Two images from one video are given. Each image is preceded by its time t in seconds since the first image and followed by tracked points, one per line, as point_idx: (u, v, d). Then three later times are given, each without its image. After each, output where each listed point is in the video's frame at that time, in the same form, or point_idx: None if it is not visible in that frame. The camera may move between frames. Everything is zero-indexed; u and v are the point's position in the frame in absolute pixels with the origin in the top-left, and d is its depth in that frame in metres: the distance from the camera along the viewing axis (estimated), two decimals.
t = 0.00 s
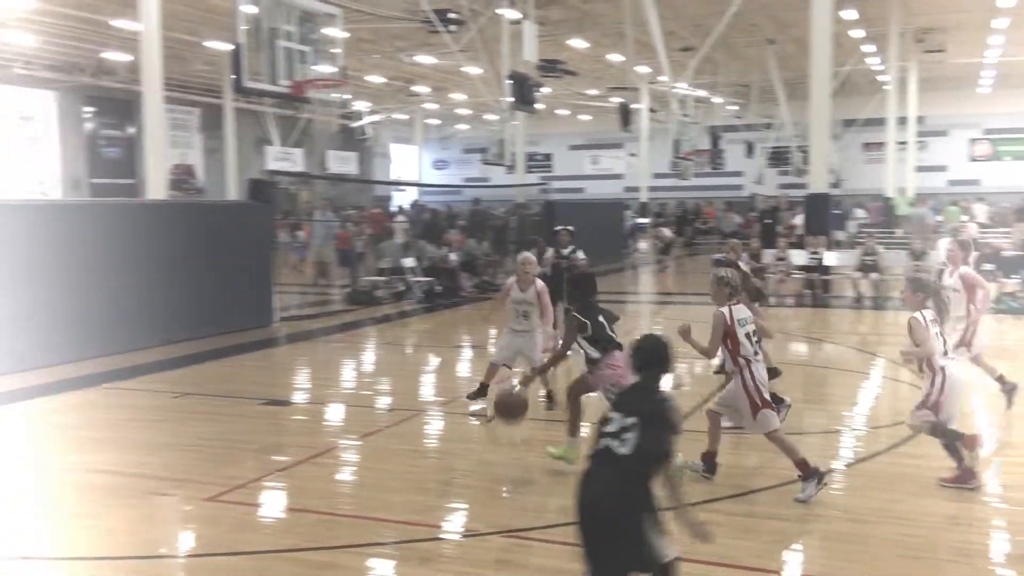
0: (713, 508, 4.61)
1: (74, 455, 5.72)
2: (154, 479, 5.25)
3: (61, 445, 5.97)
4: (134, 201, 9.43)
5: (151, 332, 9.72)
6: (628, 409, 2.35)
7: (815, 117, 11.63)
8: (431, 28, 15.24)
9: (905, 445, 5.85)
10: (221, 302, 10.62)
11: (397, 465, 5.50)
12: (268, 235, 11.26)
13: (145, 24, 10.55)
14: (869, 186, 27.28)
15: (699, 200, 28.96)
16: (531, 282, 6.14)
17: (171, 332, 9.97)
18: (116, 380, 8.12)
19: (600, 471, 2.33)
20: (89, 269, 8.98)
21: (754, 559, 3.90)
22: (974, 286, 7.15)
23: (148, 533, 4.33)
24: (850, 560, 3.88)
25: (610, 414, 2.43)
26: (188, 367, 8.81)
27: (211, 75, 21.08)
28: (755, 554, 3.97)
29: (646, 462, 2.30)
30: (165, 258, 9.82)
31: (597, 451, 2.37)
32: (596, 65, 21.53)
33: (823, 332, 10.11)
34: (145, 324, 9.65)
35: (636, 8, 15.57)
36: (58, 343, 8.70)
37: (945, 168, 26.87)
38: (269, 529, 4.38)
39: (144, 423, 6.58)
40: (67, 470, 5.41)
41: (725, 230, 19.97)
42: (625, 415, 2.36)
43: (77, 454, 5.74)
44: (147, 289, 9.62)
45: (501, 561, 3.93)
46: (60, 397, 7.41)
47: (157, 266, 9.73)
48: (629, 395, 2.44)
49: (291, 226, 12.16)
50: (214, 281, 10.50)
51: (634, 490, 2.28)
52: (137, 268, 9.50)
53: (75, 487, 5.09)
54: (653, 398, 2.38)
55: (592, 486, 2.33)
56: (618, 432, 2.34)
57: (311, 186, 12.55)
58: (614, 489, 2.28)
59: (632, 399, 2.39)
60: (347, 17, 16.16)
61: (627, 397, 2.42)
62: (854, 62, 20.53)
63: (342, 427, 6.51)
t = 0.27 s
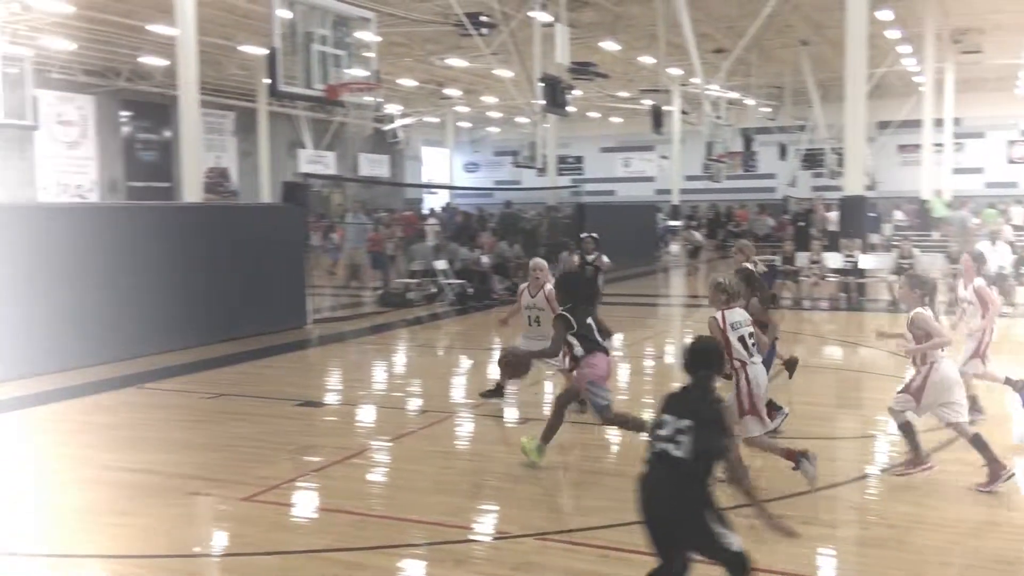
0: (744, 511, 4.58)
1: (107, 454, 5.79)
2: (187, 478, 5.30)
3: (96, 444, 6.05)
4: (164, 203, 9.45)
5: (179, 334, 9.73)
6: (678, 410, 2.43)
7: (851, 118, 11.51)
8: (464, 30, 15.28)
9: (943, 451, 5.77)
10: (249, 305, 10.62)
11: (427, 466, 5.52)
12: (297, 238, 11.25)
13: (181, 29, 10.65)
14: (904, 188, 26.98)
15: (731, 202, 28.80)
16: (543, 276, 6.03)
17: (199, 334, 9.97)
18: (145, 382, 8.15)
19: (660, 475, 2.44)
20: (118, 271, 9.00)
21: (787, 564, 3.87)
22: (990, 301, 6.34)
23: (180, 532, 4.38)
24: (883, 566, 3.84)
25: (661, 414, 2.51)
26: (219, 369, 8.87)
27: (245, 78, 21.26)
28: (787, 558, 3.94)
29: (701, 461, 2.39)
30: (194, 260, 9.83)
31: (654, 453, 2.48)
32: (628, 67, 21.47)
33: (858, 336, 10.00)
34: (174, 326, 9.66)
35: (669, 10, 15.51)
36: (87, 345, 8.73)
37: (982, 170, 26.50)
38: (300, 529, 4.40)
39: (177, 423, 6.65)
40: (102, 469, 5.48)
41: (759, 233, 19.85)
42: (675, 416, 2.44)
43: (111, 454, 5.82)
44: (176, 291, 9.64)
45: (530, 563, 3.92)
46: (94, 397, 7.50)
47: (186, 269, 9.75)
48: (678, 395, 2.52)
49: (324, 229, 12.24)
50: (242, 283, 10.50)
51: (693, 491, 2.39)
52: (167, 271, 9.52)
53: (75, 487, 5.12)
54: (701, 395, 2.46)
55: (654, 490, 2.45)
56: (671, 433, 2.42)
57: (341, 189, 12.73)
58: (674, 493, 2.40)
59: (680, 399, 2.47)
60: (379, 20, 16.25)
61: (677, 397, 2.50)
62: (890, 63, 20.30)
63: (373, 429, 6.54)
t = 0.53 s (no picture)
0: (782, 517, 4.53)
1: (146, 455, 5.87)
2: (223, 478, 5.36)
3: (135, 444, 6.15)
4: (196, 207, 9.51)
5: (209, 338, 9.78)
6: (745, 434, 2.54)
7: (887, 121, 11.41)
8: (497, 35, 15.35)
9: (986, 458, 5.68)
10: (279, 308, 10.65)
11: (463, 469, 5.54)
12: (327, 242, 11.29)
13: (218, 36, 10.76)
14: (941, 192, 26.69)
15: (765, 206, 28.64)
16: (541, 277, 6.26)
17: (229, 338, 10.02)
18: (178, 384, 8.21)
19: (729, 493, 2.58)
20: (142, 275, 8.95)
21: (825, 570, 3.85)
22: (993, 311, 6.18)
23: (218, 531, 4.44)
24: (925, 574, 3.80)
25: (717, 433, 2.60)
26: (253, 371, 8.95)
27: (279, 83, 21.48)
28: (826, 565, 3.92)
29: (771, 477, 2.56)
30: (218, 265, 9.78)
31: (719, 474, 2.59)
32: (661, 70, 21.43)
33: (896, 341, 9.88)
34: (204, 330, 9.71)
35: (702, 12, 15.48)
36: (118, 348, 8.79)
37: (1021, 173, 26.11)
38: (336, 529, 4.44)
39: (214, 425, 6.73)
40: (141, 469, 5.56)
41: (793, 237, 19.73)
42: (741, 440, 2.55)
43: (150, 454, 5.90)
44: (208, 295, 9.69)
45: (568, 566, 3.94)
46: (131, 398, 7.60)
47: (217, 273, 9.79)
48: (731, 411, 2.61)
49: (358, 234, 12.43)
50: (272, 287, 10.54)
51: (769, 507, 2.56)
52: (198, 275, 9.58)
53: (79, 488, 5.16)
54: (760, 414, 2.57)
55: (724, 506, 2.59)
56: (741, 457, 2.54)
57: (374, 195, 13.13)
58: (756, 515, 2.55)
59: (739, 419, 2.57)
60: (413, 25, 16.35)
61: (731, 413, 2.59)
62: (927, 65, 20.09)
63: (407, 431, 6.57)
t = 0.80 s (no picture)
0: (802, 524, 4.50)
1: (167, 457, 5.93)
2: (245, 480, 5.40)
3: (159, 445, 6.20)
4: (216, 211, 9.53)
5: (215, 343, 9.63)
6: (769, 423, 2.56)
7: (911, 123, 11.33)
8: (518, 39, 15.39)
9: (1011, 466, 5.61)
10: (298, 311, 10.67)
11: (482, 472, 5.55)
12: (346, 245, 11.30)
13: (242, 41, 10.81)
14: (967, 196, 26.46)
15: (787, 209, 28.52)
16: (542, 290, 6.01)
17: (250, 340, 10.05)
18: (197, 388, 8.23)
19: (761, 482, 2.59)
20: (149, 278, 8.84)
21: None
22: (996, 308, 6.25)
23: (241, 533, 4.47)
24: None
25: (740, 422, 2.61)
26: (275, 373, 9.00)
27: (302, 88, 21.64)
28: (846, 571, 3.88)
29: (800, 463, 2.57)
30: (226, 269, 9.67)
31: (747, 464, 2.60)
32: (683, 74, 21.40)
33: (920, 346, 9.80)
34: (225, 333, 9.74)
35: (724, 16, 15.47)
36: (121, 353, 8.64)
37: None
38: (356, 532, 4.46)
39: (236, 427, 6.78)
40: (162, 470, 5.61)
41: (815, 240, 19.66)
42: (765, 429, 2.56)
43: (172, 456, 5.95)
44: (228, 298, 9.72)
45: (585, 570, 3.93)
46: (152, 401, 7.66)
47: (232, 277, 9.75)
48: (749, 400, 2.62)
49: (379, 238, 12.52)
50: (292, 291, 10.57)
51: (798, 494, 2.58)
52: (219, 278, 9.61)
53: (101, 488, 5.23)
54: (779, 401, 2.59)
55: (756, 496, 2.61)
56: (767, 447, 2.56)
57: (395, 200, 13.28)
58: (789, 504, 2.56)
59: (759, 408, 2.58)
60: (436, 29, 16.43)
61: (751, 403, 2.61)
62: (952, 68, 19.95)
63: (428, 434, 6.59)
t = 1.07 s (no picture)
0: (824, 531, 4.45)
1: (185, 461, 5.95)
2: (265, 484, 5.42)
3: (180, 449, 6.23)
4: (235, 217, 9.57)
5: (225, 348, 9.56)
6: (779, 411, 2.82)
7: (932, 127, 11.25)
8: (535, 43, 15.40)
9: None
10: (317, 316, 10.69)
11: (500, 478, 5.53)
12: (363, 249, 11.31)
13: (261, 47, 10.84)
14: (988, 199, 26.25)
15: (806, 213, 28.38)
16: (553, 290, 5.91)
17: (268, 346, 10.07)
18: (213, 392, 8.23)
19: (781, 471, 2.81)
20: (163, 279, 8.82)
21: None
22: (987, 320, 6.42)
23: (260, 537, 4.48)
24: None
25: (751, 416, 2.88)
26: (293, 378, 9.01)
27: (321, 93, 21.73)
28: None
29: (814, 445, 2.83)
30: (240, 273, 9.64)
31: (766, 454, 2.84)
32: (701, 78, 21.35)
33: (942, 351, 9.71)
34: (244, 338, 9.77)
35: (742, 20, 15.41)
36: (128, 355, 8.55)
37: None
38: (373, 537, 4.46)
39: (256, 431, 6.80)
40: (180, 474, 5.63)
41: (835, 245, 19.54)
42: (779, 418, 2.82)
43: (190, 460, 5.97)
44: (244, 302, 9.72)
45: None
46: (171, 405, 7.69)
47: (245, 281, 9.72)
48: (758, 395, 2.89)
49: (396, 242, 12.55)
50: (310, 296, 10.59)
51: (815, 476, 2.81)
52: (232, 281, 9.57)
53: (119, 491, 5.26)
54: (786, 390, 2.86)
55: (777, 486, 2.83)
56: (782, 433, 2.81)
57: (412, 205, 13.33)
58: (809, 485, 2.78)
59: (768, 401, 2.85)
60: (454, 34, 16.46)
61: (761, 396, 2.87)
62: (974, 70, 19.80)
63: (446, 439, 6.58)
